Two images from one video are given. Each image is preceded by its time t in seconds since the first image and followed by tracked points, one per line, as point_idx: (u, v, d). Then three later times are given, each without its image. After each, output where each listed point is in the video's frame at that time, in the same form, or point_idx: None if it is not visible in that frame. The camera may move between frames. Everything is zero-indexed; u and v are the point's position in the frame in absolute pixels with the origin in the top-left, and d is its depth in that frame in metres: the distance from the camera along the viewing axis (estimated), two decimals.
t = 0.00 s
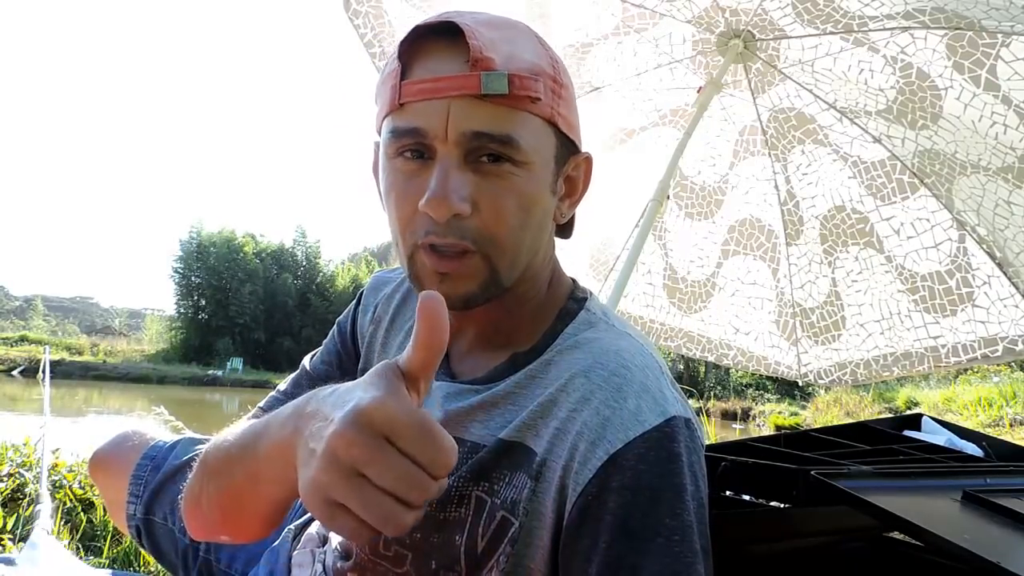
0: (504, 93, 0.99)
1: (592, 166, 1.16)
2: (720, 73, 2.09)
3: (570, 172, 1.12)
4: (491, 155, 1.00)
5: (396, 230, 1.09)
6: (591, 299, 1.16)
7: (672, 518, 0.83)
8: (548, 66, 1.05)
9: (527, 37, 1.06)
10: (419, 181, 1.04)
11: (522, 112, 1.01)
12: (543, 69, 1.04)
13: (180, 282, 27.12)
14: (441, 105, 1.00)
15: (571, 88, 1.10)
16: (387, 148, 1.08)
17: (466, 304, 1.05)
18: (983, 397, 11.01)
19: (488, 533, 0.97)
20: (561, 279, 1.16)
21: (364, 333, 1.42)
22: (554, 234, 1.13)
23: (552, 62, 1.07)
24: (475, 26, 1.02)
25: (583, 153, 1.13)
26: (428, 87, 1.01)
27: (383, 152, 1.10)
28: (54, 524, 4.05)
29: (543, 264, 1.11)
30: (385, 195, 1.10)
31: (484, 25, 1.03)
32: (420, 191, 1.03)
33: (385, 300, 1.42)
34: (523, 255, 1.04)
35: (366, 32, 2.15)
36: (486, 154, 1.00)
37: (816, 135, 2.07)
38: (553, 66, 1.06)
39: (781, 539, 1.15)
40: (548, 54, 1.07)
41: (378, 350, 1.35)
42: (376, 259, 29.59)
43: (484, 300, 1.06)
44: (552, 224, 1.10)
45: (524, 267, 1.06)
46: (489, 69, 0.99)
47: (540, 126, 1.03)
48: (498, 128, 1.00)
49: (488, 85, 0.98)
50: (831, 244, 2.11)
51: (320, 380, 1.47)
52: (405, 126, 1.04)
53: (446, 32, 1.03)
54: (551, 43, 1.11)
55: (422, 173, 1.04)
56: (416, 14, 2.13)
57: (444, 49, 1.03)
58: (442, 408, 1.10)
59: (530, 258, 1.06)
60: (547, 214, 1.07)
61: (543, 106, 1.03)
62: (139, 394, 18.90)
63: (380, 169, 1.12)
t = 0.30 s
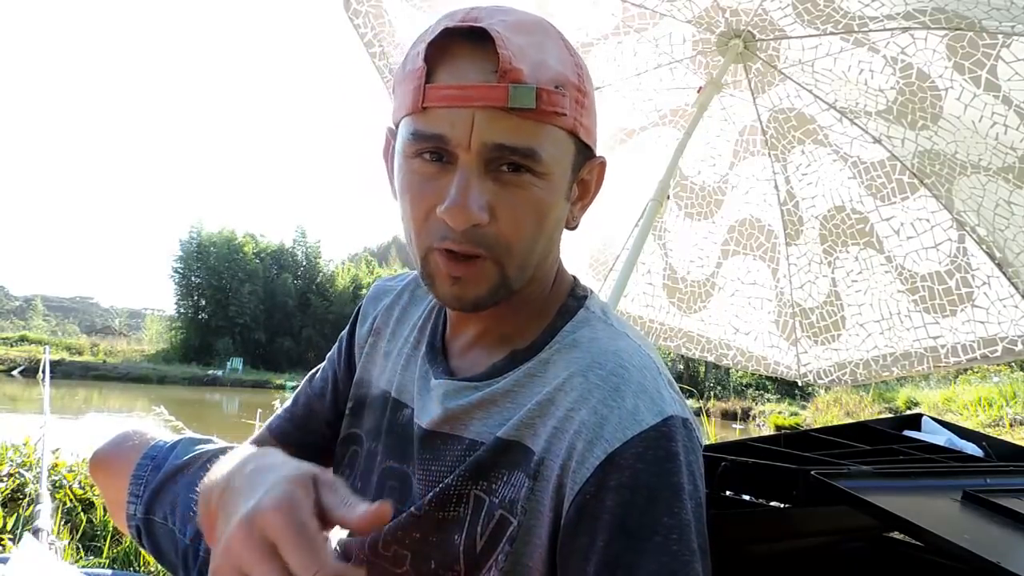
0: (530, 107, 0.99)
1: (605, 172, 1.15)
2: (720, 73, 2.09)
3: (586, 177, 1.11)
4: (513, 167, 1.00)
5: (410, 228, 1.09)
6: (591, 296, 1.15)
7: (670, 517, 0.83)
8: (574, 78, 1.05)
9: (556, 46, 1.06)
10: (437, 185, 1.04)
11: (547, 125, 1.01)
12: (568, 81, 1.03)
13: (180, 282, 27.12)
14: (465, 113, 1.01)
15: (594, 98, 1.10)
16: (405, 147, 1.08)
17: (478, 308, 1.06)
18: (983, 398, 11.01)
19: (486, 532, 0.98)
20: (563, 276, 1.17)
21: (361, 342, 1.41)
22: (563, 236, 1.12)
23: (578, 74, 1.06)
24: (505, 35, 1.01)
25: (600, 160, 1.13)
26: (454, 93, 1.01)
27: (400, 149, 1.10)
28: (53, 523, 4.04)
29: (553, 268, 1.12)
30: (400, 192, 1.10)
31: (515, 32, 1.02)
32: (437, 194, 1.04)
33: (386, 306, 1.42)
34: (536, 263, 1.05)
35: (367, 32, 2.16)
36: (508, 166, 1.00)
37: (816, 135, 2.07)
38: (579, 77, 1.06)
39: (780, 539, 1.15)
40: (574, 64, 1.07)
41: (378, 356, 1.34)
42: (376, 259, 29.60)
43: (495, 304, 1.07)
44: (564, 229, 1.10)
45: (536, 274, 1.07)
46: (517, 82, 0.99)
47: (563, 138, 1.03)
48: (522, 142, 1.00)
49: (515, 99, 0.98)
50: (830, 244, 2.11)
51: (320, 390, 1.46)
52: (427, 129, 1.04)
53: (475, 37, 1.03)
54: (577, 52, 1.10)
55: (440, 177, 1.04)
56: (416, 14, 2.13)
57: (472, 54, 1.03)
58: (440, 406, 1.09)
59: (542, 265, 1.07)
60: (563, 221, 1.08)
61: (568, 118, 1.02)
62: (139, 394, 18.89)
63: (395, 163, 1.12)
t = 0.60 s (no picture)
0: (510, 110, 0.98)
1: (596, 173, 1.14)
2: (720, 73, 2.08)
3: (575, 178, 1.10)
4: (496, 170, 1.01)
5: (400, 232, 1.11)
6: (582, 299, 1.13)
7: (655, 518, 0.82)
8: (558, 80, 1.04)
9: (539, 49, 1.05)
10: (425, 191, 1.06)
11: (530, 128, 1.00)
12: (551, 83, 1.03)
13: (180, 282, 27.11)
14: (448, 118, 1.02)
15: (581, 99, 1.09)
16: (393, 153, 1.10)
17: (466, 310, 1.07)
18: (984, 397, 11.01)
19: (473, 534, 0.99)
20: (556, 276, 1.15)
21: (368, 353, 1.42)
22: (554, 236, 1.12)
23: (562, 75, 1.06)
24: (486, 39, 1.01)
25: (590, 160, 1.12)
26: (437, 98, 1.02)
27: (389, 154, 1.11)
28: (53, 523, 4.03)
29: (544, 269, 1.12)
30: (390, 197, 1.12)
31: (496, 36, 1.02)
32: (425, 198, 1.06)
33: (393, 319, 1.42)
34: (523, 265, 1.05)
35: (367, 32, 2.15)
36: (491, 170, 1.01)
37: (816, 135, 2.07)
38: (563, 79, 1.05)
39: (784, 539, 1.17)
40: (559, 66, 1.06)
41: (383, 364, 1.34)
42: (377, 259, 29.61)
43: (483, 305, 1.08)
44: (554, 230, 1.10)
45: (524, 276, 1.07)
46: (497, 85, 0.98)
47: (547, 140, 1.02)
48: (504, 146, 1.00)
49: (496, 103, 0.98)
50: (831, 245, 2.11)
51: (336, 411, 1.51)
52: (412, 135, 1.05)
53: (457, 43, 1.03)
54: (563, 53, 1.09)
55: (428, 181, 1.06)
56: (416, 14, 2.13)
57: (454, 59, 1.03)
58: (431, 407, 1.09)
59: (531, 267, 1.07)
60: (552, 222, 1.07)
61: (551, 120, 1.02)
62: (139, 394, 18.86)
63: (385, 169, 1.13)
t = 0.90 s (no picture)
0: (501, 113, 0.99)
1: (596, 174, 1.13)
2: (720, 74, 2.09)
3: (573, 179, 1.10)
4: (489, 172, 1.01)
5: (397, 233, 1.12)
6: (582, 301, 1.12)
7: (652, 518, 0.83)
8: (553, 82, 1.04)
9: (534, 52, 1.05)
10: (419, 192, 1.07)
11: (523, 130, 1.00)
12: (545, 86, 1.02)
13: (180, 282, 27.11)
14: (441, 121, 1.02)
15: (578, 102, 1.08)
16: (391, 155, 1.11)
17: (461, 311, 1.08)
18: (984, 397, 11.02)
19: (472, 533, 0.99)
20: (556, 277, 1.15)
21: (374, 352, 1.42)
22: (552, 238, 1.12)
23: (557, 78, 1.05)
24: (479, 43, 1.01)
25: (588, 162, 1.11)
26: (431, 101, 1.03)
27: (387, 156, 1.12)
28: (53, 523, 4.03)
29: (543, 270, 1.11)
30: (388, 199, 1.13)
31: (490, 40, 1.03)
32: (420, 200, 1.06)
33: (397, 319, 1.43)
34: (518, 266, 1.05)
35: (366, 32, 2.16)
36: (484, 171, 1.01)
37: (816, 135, 2.08)
38: (558, 82, 1.05)
39: (784, 539, 1.17)
40: (555, 69, 1.06)
41: (387, 363, 1.35)
42: (377, 259, 29.63)
43: (479, 306, 1.08)
44: (552, 231, 1.10)
45: (520, 277, 1.07)
46: (489, 88, 0.99)
47: (542, 142, 1.02)
48: (496, 148, 1.00)
49: (487, 106, 0.99)
50: (831, 245, 2.11)
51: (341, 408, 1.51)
52: (407, 138, 1.06)
53: (451, 46, 1.03)
54: (560, 56, 1.09)
55: (422, 183, 1.06)
56: (416, 15, 2.13)
57: (449, 62, 1.04)
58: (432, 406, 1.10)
59: (526, 268, 1.07)
60: (548, 224, 1.07)
61: (544, 122, 1.01)
62: (139, 394, 18.86)
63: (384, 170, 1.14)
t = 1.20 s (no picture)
0: (492, 118, 0.99)
1: (600, 175, 1.13)
2: (720, 74, 2.10)
3: (575, 181, 1.10)
4: (481, 176, 1.01)
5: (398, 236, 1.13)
6: (590, 302, 1.13)
7: (660, 517, 0.82)
8: (549, 85, 1.04)
9: (530, 56, 1.05)
10: (415, 196, 1.07)
11: (514, 134, 1.00)
12: (540, 89, 1.02)
13: (180, 282, 27.10)
14: (434, 126, 1.03)
15: (577, 104, 1.08)
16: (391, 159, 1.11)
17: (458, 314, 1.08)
18: (983, 398, 11.02)
19: (479, 530, 0.99)
20: (563, 280, 1.15)
21: (374, 348, 1.42)
22: (555, 240, 1.12)
23: (554, 81, 1.05)
24: (472, 48, 1.02)
25: (590, 163, 1.11)
26: (424, 106, 1.03)
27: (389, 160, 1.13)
28: (53, 523, 4.02)
29: (545, 273, 1.11)
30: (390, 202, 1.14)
31: (484, 45, 1.03)
32: (415, 204, 1.07)
33: (398, 315, 1.42)
34: (513, 270, 1.05)
35: (367, 31, 2.16)
36: (476, 176, 1.01)
37: (816, 136, 2.08)
38: (554, 85, 1.04)
39: (783, 539, 1.16)
40: (552, 72, 1.05)
41: (387, 359, 1.35)
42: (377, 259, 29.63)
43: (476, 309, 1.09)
44: (552, 234, 1.09)
45: (517, 280, 1.07)
46: (479, 93, 0.99)
47: (536, 146, 1.02)
48: (488, 152, 1.00)
49: (477, 111, 0.99)
50: (831, 245, 2.11)
51: (336, 402, 1.50)
52: (403, 142, 1.07)
53: (446, 52, 1.04)
54: (560, 58, 1.09)
55: (418, 187, 1.07)
56: (416, 15, 2.13)
57: (444, 68, 1.04)
58: (441, 405, 1.09)
59: (523, 272, 1.07)
60: (546, 228, 1.07)
61: (538, 125, 1.01)
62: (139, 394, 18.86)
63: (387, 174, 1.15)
